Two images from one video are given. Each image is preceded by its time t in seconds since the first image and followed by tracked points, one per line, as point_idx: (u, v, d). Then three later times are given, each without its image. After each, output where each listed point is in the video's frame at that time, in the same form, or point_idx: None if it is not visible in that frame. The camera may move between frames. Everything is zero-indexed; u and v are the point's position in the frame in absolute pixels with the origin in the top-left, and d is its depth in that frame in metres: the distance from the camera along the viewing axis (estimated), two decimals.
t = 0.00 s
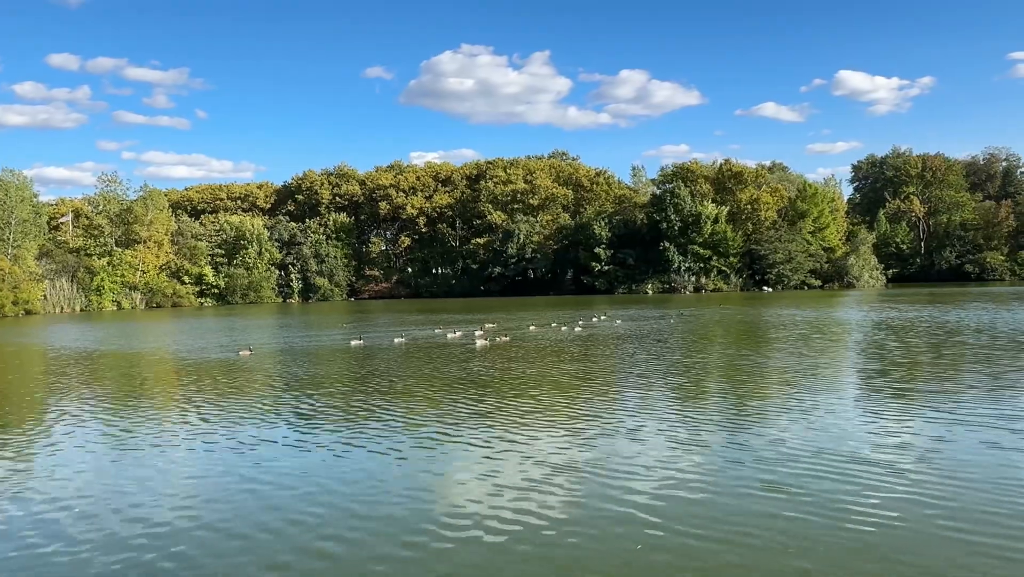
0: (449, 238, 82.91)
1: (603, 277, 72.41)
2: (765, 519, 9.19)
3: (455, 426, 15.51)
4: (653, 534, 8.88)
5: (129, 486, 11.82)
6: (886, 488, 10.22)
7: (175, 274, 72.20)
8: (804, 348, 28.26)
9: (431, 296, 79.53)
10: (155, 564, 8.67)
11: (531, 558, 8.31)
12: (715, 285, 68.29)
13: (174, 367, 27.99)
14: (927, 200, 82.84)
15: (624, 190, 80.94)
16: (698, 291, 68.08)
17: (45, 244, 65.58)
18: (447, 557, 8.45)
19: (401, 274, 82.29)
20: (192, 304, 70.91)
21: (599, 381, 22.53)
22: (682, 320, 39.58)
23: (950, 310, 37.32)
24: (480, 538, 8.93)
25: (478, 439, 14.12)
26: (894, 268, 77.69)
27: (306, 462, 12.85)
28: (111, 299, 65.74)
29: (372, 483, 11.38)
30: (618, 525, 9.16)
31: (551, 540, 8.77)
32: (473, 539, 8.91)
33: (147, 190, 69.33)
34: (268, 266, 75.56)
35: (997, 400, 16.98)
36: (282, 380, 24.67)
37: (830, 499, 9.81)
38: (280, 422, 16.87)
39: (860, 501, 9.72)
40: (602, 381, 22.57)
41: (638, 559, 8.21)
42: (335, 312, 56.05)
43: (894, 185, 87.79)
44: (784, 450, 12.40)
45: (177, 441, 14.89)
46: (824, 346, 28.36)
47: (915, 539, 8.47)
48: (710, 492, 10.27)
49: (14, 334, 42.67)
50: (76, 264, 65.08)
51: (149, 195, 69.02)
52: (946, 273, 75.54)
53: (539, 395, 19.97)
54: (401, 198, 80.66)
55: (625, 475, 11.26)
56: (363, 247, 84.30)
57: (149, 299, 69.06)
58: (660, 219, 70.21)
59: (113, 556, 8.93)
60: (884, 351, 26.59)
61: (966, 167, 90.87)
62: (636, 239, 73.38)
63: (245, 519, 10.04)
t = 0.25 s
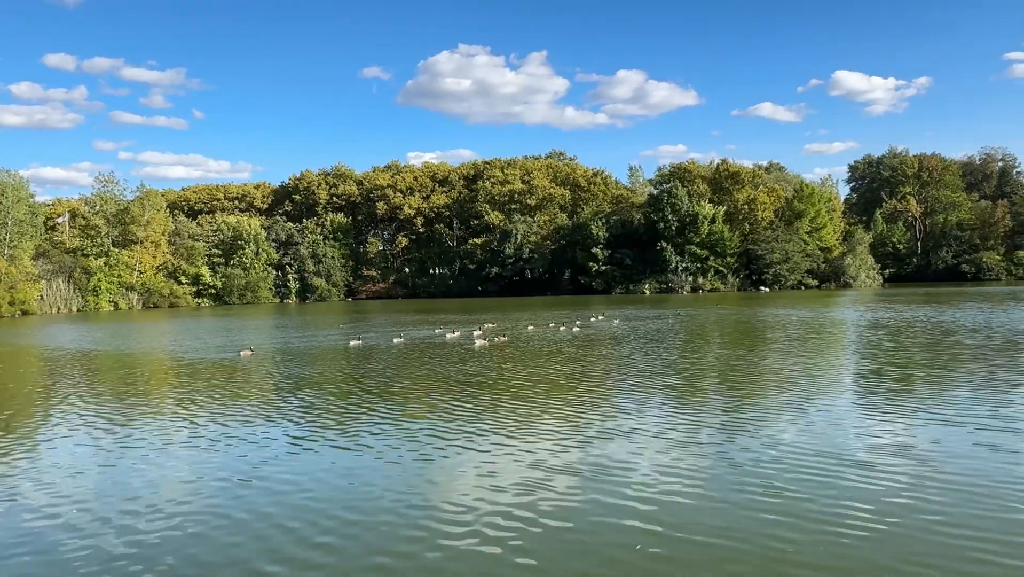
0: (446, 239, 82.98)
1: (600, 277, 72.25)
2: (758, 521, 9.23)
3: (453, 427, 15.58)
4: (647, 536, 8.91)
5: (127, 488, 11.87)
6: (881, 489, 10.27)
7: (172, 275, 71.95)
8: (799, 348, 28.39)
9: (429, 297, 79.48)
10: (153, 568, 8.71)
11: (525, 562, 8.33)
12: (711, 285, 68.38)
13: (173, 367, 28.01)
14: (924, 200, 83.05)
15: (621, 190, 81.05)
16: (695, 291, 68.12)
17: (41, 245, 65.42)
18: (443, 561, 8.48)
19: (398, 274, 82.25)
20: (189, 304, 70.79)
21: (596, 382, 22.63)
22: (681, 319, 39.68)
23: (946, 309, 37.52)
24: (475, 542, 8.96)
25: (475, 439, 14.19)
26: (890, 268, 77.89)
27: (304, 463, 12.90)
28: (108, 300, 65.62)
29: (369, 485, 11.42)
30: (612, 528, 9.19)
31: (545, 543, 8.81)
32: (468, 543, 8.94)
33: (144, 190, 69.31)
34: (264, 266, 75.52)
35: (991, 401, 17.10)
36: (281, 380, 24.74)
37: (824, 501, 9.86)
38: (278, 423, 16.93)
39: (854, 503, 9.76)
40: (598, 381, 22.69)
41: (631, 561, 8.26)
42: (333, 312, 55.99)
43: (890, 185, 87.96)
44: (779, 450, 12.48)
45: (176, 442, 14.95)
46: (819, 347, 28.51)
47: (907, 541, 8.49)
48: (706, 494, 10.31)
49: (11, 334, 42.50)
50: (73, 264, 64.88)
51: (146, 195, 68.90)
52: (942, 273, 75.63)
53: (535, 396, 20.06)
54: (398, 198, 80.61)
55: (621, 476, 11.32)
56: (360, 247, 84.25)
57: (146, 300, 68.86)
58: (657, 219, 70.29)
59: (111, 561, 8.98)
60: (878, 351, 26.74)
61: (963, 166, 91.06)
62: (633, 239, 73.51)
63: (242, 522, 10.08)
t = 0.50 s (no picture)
0: (442, 238, 83.00)
1: (596, 276, 72.17)
2: (757, 524, 9.13)
3: (448, 427, 15.52)
4: (643, 538, 8.83)
5: (119, 487, 11.77)
6: (878, 490, 10.22)
7: (168, 274, 71.61)
8: (795, 348, 28.42)
9: (425, 296, 79.40)
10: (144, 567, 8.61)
11: (521, 564, 8.23)
12: (708, 285, 68.53)
13: (167, 367, 27.88)
14: (919, 199, 83.33)
15: (617, 190, 81.08)
16: (691, 290, 68.21)
17: (36, 244, 65.11)
18: (438, 562, 8.40)
19: (394, 274, 82.14)
20: (185, 304, 70.38)
21: (592, 382, 22.60)
22: (678, 319, 39.72)
23: (941, 309, 37.61)
24: (470, 543, 8.87)
25: (470, 439, 14.12)
26: (885, 268, 78.11)
27: (298, 463, 12.82)
28: (103, 299, 65.36)
29: (362, 485, 11.33)
30: (608, 530, 9.11)
31: (540, 545, 8.73)
32: (463, 544, 8.86)
33: (139, 189, 69.25)
34: (260, 266, 75.42)
35: (986, 401, 17.10)
36: (275, 380, 24.63)
37: (821, 502, 9.79)
38: (273, 423, 16.85)
39: (852, 504, 9.69)
40: (594, 381, 22.65)
41: (628, 563, 8.18)
42: (329, 311, 55.85)
43: (885, 184, 88.14)
44: (775, 450, 12.44)
45: (170, 442, 14.86)
46: (815, 346, 28.53)
47: (905, 544, 8.42)
48: (702, 495, 10.24)
49: (5, 334, 42.25)
50: (69, 263, 64.59)
51: (142, 195, 68.70)
52: (938, 273, 75.74)
53: (531, 396, 20.01)
54: (394, 197, 80.50)
55: (617, 477, 11.26)
56: (356, 247, 84.12)
57: (141, 299, 68.49)
58: (653, 219, 70.35)
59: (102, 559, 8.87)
60: (874, 351, 26.77)
61: (957, 166, 91.37)
62: (629, 238, 73.65)
63: (234, 521, 9.99)
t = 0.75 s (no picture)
0: (438, 237, 83.02)
1: (591, 276, 72.25)
2: (743, 524, 9.19)
3: (441, 427, 15.51)
4: (634, 540, 8.83)
5: (110, 490, 11.75)
6: (869, 491, 10.24)
7: (162, 273, 71.37)
8: (789, 347, 28.49)
9: (420, 295, 79.33)
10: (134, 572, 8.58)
11: (510, 567, 8.23)
12: (703, 284, 68.74)
13: (161, 366, 27.81)
14: (913, 198, 83.62)
15: (613, 189, 81.13)
16: (687, 289, 68.35)
17: (29, 243, 64.79)
18: (428, 566, 8.38)
19: (389, 273, 82.05)
20: (179, 302, 70.07)
21: (587, 381, 22.62)
22: (673, 317, 39.81)
23: (934, 307, 37.79)
24: (461, 546, 8.86)
25: (463, 439, 14.12)
26: (880, 267, 78.36)
27: (290, 464, 12.80)
28: (97, 298, 65.14)
29: (354, 487, 11.32)
30: (599, 532, 9.09)
31: (530, 548, 8.73)
32: (455, 547, 8.84)
33: (133, 188, 69.04)
34: (255, 265, 75.33)
35: (979, 400, 17.15)
36: (269, 379, 24.58)
37: (812, 503, 9.80)
38: (266, 422, 16.82)
39: (842, 505, 9.70)
40: (589, 381, 22.67)
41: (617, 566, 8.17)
42: (324, 310, 55.74)
43: (879, 184, 88.41)
44: (767, 450, 12.47)
45: (162, 443, 14.84)
46: (809, 345, 28.62)
47: (888, 543, 8.49)
48: (695, 495, 10.24)
49: None
50: (62, 262, 64.31)
51: (136, 193, 68.46)
52: (932, 272, 76.14)
53: (525, 395, 20.00)
54: (389, 196, 80.38)
55: (609, 477, 11.26)
56: (351, 245, 83.99)
57: (135, 298, 68.21)
58: (648, 218, 70.42)
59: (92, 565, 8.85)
60: (867, 350, 26.85)
61: (952, 166, 91.67)
62: (624, 237, 73.77)
63: (225, 525, 9.98)
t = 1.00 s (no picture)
0: (432, 235, 83.04)
1: (585, 274, 72.34)
2: (739, 521, 9.20)
3: (436, 425, 15.50)
4: (634, 538, 8.82)
5: (105, 487, 11.66)
6: (864, 489, 10.26)
7: (155, 271, 71.08)
8: (784, 345, 28.60)
9: (415, 293, 79.29)
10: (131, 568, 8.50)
11: (510, 564, 8.20)
12: (697, 282, 68.97)
13: (155, 364, 27.67)
14: (906, 197, 84.07)
15: (607, 187, 81.19)
16: (681, 288, 68.60)
17: (21, 240, 64.30)
18: (429, 562, 8.36)
19: (383, 270, 81.97)
20: (173, 301, 69.51)
21: (582, 379, 22.63)
22: (667, 316, 39.94)
23: (927, 306, 37.99)
24: (461, 543, 8.82)
25: (460, 438, 14.10)
26: (872, 265, 78.74)
27: (287, 462, 12.75)
28: (90, 296, 64.84)
29: (352, 484, 11.27)
30: (599, 530, 9.08)
31: (530, 545, 8.70)
32: (455, 544, 8.82)
33: (127, 185, 68.67)
34: (249, 262, 75.18)
35: (973, 399, 17.25)
36: (264, 377, 24.49)
37: (811, 501, 9.81)
38: (261, 420, 16.75)
39: (842, 502, 9.72)
40: (584, 379, 22.69)
41: (617, 563, 8.16)
42: (318, 308, 55.63)
43: (873, 182, 88.74)
44: (764, 449, 12.50)
45: (158, 440, 14.75)
46: (803, 344, 28.73)
47: (887, 541, 8.49)
48: (694, 494, 10.24)
49: None
50: (55, 260, 63.83)
51: (128, 191, 68.12)
52: (924, 270, 76.58)
53: (521, 393, 20.01)
54: (383, 193, 80.23)
55: (608, 475, 11.26)
56: (346, 243, 83.83)
57: (128, 296, 67.75)
58: (643, 216, 70.51)
59: (90, 560, 8.76)
60: (861, 348, 26.99)
61: (944, 165, 92.17)
62: (619, 235, 73.91)
63: (223, 521, 9.92)
